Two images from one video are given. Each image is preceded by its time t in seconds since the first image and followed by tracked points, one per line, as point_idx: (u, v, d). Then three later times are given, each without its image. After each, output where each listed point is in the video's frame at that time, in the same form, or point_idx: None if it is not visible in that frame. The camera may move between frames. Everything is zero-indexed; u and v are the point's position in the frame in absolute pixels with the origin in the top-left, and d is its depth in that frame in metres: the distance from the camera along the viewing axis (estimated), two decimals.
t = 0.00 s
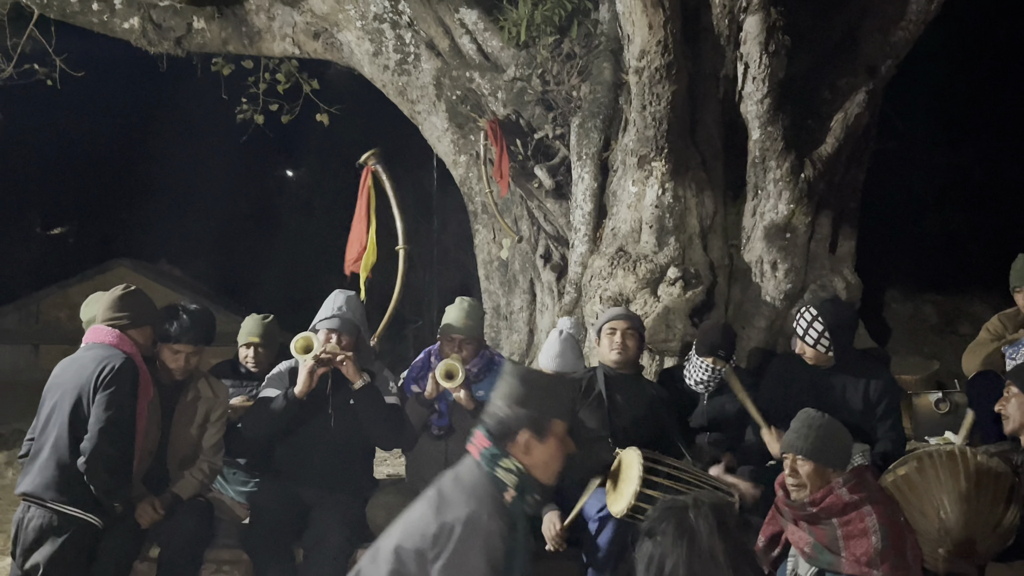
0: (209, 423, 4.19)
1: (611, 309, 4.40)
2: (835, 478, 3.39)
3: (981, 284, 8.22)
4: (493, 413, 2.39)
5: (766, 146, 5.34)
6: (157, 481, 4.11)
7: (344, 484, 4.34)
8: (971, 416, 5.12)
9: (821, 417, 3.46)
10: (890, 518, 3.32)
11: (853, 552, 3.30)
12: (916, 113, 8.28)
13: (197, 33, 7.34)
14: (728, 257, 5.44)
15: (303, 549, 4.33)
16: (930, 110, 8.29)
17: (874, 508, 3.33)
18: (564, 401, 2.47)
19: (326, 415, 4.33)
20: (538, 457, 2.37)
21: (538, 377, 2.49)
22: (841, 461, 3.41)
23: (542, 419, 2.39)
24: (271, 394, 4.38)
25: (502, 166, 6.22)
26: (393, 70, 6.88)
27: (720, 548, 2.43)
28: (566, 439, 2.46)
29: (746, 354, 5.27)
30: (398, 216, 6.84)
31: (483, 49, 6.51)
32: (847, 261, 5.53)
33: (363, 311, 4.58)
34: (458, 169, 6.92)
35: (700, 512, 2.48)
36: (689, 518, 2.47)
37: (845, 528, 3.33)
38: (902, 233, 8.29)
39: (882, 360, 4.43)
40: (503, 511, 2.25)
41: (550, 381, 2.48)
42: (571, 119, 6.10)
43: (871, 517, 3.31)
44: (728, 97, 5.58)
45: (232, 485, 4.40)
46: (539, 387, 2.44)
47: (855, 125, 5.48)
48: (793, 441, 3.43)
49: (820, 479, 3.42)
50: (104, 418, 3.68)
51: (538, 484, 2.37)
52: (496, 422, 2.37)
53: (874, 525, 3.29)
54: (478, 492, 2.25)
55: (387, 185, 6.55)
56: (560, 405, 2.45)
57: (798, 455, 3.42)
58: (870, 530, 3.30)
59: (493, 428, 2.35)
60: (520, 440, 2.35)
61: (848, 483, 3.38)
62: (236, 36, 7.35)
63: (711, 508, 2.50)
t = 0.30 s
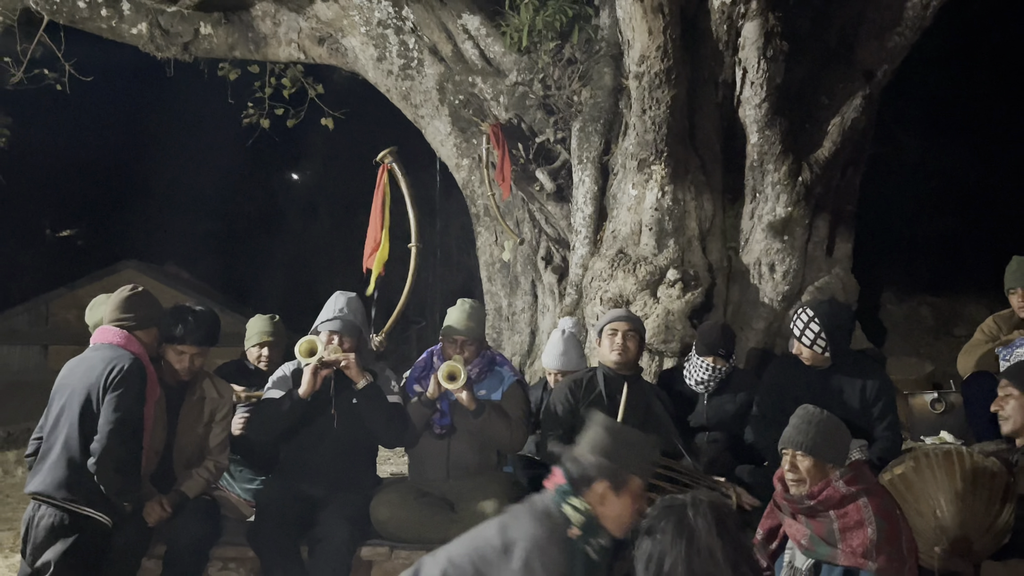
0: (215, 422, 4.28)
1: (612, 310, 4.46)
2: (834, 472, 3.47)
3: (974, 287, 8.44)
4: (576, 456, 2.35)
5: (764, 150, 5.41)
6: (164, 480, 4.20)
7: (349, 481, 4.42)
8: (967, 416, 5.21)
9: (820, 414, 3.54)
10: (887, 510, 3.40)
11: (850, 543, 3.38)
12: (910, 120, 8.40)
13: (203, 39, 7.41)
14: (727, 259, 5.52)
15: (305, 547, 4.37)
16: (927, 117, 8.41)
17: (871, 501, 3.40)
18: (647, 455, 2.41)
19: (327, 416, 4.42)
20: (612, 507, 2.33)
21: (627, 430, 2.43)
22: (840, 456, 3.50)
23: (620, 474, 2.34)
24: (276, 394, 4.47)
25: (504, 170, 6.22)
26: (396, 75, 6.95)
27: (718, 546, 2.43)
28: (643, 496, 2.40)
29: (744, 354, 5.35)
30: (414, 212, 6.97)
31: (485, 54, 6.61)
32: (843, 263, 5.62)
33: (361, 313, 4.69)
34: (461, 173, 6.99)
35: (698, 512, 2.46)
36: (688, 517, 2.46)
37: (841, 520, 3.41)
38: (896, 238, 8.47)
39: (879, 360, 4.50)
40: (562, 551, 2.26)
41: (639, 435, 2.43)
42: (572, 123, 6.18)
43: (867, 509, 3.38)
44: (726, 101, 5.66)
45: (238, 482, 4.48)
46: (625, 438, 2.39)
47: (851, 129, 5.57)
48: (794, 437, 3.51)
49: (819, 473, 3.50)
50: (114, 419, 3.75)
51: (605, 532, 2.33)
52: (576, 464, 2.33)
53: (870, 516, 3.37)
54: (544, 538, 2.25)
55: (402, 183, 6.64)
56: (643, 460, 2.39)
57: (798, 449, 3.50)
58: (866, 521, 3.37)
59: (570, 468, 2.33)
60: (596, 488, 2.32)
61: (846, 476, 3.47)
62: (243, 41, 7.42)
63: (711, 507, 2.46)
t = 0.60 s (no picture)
0: (223, 421, 4.36)
1: (613, 312, 4.52)
2: (827, 469, 3.56)
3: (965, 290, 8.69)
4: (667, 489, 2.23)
5: (762, 154, 5.51)
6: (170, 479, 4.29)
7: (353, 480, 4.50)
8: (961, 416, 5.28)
9: (812, 412, 3.62)
10: (879, 506, 3.50)
11: (843, 539, 3.47)
12: (909, 123, 8.65)
13: (210, 44, 7.51)
14: (725, 260, 5.60)
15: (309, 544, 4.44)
16: (926, 121, 8.64)
17: (864, 497, 3.50)
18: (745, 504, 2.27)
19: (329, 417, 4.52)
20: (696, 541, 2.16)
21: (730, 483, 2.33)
22: (833, 453, 3.58)
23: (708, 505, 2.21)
24: (278, 395, 4.49)
25: (505, 173, 6.39)
26: (400, 80, 7.04)
27: (718, 545, 2.05)
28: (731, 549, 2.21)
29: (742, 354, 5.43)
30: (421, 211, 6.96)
31: (488, 59, 6.71)
32: (840, 265, 5.69)
33: (361, 311, 4.83)
34: (463, 175, 7.05)
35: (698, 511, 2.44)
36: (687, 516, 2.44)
37: (835, 517, 3.50)
38: (893, 237, 8.83)
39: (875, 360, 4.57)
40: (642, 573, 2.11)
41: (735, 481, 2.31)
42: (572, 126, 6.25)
43: (860, 506, 3.48)
44: (724, 105, 5.72)
45: (243, 481, 4.53)
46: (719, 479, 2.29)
47: (848, 133, 5.64)
48: (786, 437, 3.58)
49: (813, 471, 3.58)
50: (121, 420, 3.82)
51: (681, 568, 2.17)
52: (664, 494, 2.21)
53: (863, 512, 3.46)
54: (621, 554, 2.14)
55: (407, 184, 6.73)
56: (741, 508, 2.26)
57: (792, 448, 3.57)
58: (859, 517, 3.47)
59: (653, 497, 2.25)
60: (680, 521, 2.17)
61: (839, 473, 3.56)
62: (249, 46, 7.51)
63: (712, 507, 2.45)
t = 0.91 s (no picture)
0: (230, 420, 4.46)
1: (609, 313, 4.60)
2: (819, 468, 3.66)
3: (963, 290, 8.79)
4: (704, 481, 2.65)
5: (758, 157, 5.60)
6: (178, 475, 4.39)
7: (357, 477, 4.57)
8: (955, 415, 5.36)
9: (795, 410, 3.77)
10: (868, 502, 3.58)
11: (836, 535, 3.52)
12: (905, 129, 8.69)
13: (216, 49, 7.60)
14: (722, 262, 5.69)
15: (313, 541, 4.52)
16: (917, 123, 8.69)
17: (854, 494, 3.58)
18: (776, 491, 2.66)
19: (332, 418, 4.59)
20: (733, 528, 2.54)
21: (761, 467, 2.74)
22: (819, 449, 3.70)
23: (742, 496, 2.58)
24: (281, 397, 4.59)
25: (506, 177, 6.56)
26: (403, 85, 7.13)
27: (714, 538, 2.46)
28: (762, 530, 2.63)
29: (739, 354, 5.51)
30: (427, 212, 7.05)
31: (489, 64, 6.80)
32: (836, 267, 5.76)
33: (361, 312, 4.82)
34: (465, 178, 7.12)
35: (696, 505, 2.52)
36: (686, 510, 2.52)
37: (827, 514, 3.55)
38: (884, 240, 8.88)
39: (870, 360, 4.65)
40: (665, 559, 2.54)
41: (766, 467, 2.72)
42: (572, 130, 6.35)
43: (852, 501, 3.55)
44: (721, 110, 5.81)
45: (248, 478, 4.69)
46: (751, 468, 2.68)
47: (844, 136, 5.72)
48: (778, 438, 3.68)
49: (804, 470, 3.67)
50: (128, 420, 3.89)
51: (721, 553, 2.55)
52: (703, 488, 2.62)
53: (854, 508, 3.54)
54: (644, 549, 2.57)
55: (414, 189, 6.83)
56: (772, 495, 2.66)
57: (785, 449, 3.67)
58: (851, 514, 3.53)
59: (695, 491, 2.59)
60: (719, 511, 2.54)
61: (830, 471, 3.66)
62: (255, 51, 7.58)
63: (708, 502, 2.53)
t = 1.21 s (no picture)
0: (240, 417, 4.63)
1: (608, 313, 4.76)
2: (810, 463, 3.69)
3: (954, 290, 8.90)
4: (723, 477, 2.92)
5: (752, 161, 5.76)
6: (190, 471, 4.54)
7: (362, 474, 4.71)
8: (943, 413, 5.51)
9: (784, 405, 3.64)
10: (856, 494, 3.73)
11: (826, 528, 3.65)
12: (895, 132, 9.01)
13: (225, 57, 7.79)
14: (717, 263, 5.85)
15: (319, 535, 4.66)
16: (906, 127, 9.01)
17: (841, 488, 3.72)
18: (784, 485, 3.00)
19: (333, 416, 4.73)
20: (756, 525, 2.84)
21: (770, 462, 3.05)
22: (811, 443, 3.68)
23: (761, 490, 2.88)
24: (286, 396, 4.70)
25: (508, 183, 6.71)
26: (407, 91, 7.29)
27: (709, 533, 2.49)
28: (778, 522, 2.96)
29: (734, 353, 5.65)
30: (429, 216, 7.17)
31: (490, 71, 6.99)
32: (827, 268, 5.97)
33: (362, 311, 4.92)
34: (467, 182, 7.26)
35: (690, 501, 2.57)
36: (681, 506, 2.57)
37: (818, 508, 3.66)
38: (877, 241, 9.04)
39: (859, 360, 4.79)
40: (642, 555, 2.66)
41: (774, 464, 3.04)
42: (571, 135, 6.51)
43: (840, 495, 3.69)
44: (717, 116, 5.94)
45: (257, 475, 4.87)
46: (762, 466, 2.99)
47: (834, 142, 5.94)
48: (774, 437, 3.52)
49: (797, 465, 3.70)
50: (139, 418, 4.05)
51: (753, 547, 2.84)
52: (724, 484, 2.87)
53: (843, 501, 3.68)
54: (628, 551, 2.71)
55: (419, 195, 6.98)
56: (780, 488, 2.99)
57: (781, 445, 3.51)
58: (840, 507, 3.67)
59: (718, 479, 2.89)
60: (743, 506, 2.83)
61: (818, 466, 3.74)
62: (263, 59, 7.77)
63: (702, 497, 2.57)
